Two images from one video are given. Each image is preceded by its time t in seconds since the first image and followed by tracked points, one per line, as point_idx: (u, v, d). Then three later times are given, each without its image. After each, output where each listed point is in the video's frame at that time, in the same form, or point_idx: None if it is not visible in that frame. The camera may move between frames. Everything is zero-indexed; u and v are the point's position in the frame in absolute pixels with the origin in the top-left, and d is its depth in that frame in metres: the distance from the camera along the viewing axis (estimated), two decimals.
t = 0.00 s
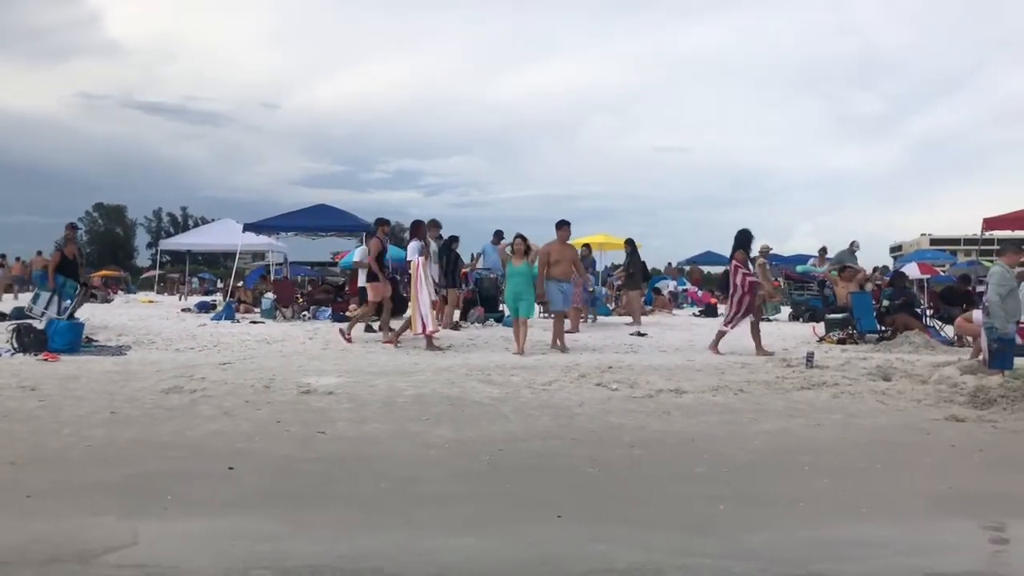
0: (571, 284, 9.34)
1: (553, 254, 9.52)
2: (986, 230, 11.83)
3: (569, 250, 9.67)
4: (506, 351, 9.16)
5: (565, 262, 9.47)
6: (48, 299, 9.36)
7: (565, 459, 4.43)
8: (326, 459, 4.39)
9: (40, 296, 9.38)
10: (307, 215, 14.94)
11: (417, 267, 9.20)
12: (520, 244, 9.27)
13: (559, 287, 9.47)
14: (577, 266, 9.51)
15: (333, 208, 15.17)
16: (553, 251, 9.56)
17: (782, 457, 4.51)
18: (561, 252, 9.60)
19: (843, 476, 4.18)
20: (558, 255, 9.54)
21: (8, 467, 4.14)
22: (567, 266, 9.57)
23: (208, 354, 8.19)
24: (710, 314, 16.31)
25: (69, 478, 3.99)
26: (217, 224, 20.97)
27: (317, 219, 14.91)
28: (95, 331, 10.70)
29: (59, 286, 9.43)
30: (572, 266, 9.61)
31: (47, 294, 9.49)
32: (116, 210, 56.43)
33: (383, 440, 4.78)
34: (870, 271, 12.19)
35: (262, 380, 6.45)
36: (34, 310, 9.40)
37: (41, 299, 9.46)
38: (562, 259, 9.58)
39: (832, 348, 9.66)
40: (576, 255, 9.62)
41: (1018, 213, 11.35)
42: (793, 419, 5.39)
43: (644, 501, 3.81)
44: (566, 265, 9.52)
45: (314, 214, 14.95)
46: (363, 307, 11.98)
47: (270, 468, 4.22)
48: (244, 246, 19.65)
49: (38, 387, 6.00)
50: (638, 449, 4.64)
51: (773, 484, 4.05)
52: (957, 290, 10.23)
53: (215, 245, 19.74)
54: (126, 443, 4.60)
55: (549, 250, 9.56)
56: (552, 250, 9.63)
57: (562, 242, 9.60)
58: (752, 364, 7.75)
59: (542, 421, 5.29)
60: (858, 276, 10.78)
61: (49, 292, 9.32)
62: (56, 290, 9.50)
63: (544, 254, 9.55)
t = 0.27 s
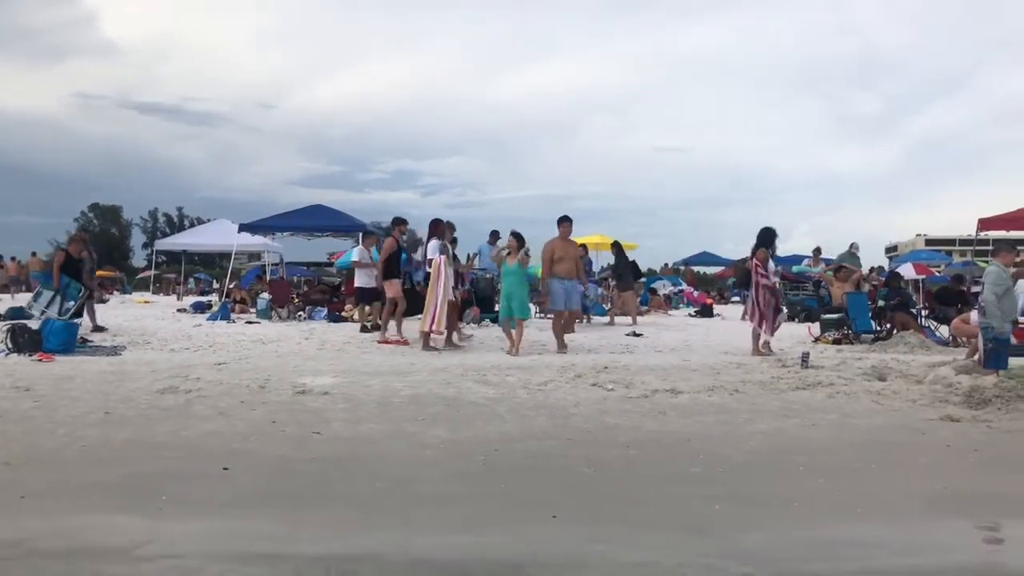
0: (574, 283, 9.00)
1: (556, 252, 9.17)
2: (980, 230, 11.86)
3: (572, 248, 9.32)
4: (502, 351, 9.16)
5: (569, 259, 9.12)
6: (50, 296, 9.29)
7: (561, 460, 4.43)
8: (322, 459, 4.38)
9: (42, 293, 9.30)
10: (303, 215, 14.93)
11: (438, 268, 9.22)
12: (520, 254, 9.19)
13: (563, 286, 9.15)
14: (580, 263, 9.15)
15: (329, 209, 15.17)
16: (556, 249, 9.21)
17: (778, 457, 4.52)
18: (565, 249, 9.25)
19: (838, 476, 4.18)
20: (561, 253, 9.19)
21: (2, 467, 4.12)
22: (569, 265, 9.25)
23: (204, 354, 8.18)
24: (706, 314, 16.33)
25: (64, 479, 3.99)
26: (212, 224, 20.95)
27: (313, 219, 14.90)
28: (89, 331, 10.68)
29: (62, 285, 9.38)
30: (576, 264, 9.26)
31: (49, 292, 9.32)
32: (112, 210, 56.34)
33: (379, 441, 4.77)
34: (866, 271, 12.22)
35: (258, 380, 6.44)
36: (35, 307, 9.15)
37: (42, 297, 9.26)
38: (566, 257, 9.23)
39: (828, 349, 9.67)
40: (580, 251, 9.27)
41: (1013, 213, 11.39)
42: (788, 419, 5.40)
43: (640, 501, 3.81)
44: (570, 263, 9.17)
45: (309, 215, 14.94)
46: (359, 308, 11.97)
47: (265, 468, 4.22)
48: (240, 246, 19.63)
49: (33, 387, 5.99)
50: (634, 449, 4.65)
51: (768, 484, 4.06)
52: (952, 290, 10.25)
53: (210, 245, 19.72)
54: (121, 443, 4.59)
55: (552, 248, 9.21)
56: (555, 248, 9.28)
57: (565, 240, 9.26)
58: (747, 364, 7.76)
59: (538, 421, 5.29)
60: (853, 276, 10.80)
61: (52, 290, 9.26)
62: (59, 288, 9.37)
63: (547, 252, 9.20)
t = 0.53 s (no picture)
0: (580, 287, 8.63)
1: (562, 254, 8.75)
2: (976, 230, 11.87)
3: (577, 248, 8.90)
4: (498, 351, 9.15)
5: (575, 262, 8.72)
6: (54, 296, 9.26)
7: (556, 460, 4.42)
8: (316, 459, 4.37)
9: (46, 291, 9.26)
10: (299, 215, 14.91)
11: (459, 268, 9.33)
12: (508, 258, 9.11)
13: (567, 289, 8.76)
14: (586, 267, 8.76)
15: (325, 209, 15.15)
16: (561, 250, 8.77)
17: (773, 456, 4.52)
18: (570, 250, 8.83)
19: (833, 476, 4.18)
20: (567, 255, 8.77)
21: None
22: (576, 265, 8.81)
23: (199, 354, 8.16)
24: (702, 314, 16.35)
25: (58, 479, 3.97)
26: (208, 224, 20.93)
27: (309, 220, 14.88)
28: (84, 331, 10.65)
29: (68, 286, 9.36)
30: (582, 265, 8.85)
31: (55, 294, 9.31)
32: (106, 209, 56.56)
33: (374, 441, 4.76)
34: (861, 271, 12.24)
35: (253, 380, 6.43)
36: (41, 306, 9.12)
37: (48, 297, 9.22)
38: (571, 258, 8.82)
39: (823, 348, 9.68)
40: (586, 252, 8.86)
41: (1009, 213, 11.40)
42: (784, 418, 5.40)
43: (634, 501, 3.80)
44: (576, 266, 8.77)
45: (305, 215, 14.92)
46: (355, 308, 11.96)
47: (260, 468, 4.20)
48: (235, 245, 19.59)
49: (27, 387, 5.97)
50: (629, 449, 4.64)
51: (764, 484, 4.05)
52: (947, 290, 10.27)
53: (206, 245, 19.70)
54: (115, 444, 4.58)
55: (557, 249, 8.78)
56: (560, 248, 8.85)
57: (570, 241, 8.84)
58: (743, 364, 7.77)
59: (533, 421, 5.28)
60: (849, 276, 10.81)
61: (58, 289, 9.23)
62: (66, 290, 9.40)
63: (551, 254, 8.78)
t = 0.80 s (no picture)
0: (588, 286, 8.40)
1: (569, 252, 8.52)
2: (971, 230, 11.90)
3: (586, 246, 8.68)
4: (494, 351, 9.15)
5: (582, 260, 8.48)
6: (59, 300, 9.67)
7: (552, 460, 4.42)
8: (312, 459, 4.36)
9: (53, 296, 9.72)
10: (296, 216, 14.91)
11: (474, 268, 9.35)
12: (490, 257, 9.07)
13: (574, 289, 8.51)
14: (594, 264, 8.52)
15: (321, 209, 15.16)
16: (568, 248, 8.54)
17: (769, 456, 4.52)
18: (577, 248, 8.60)
19: (829, 476, 4.18)
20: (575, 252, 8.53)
21: None
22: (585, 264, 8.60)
23: (194, 354, 8.15)
24: (698, 314, 16.37)
25: (53, 479, 3.96)
26: (204, 224, 20.91)
27: (305, 220, 14.88)
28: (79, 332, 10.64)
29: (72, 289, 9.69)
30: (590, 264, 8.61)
31: (64, 293, 9.99)
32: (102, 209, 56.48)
33: (371, 441, 4.76)
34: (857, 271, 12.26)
35: (249, 381, 6.42)
36: (53, 307, 9.89)
37: (59, 297, 9.97)
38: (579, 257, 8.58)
39: (819, 348, 9.70)
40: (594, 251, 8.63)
41: (1003, 213, 11.43)
42: (780, 418, 5.41)
43: (630, 501, 3.80)
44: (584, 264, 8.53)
45: (302, 216, 14.91)
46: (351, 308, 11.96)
47: (255, 469, 4.20)
48: (231, 246, 19.57)
49: (22, 387, 5.95)
50: (626, 449, 4.64)
51: (760, 484, 4.05)
52: (943, 290, 10.30)
53: (202, 246, 19.68)
54: (111, 444, 4.57)
55: (564, 247, 8.55)
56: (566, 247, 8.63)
57: (578, 238, 8.63)
58: (739, 364, 7.78)
59: (529, 421, 5.28)
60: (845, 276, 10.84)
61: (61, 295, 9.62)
62: (72, 288, 9.98)
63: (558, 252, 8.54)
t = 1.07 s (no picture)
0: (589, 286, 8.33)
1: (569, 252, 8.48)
2: (967, 231, 11.91)
3: (589, 247, 8.61)
4: (491, 351, 9.14)
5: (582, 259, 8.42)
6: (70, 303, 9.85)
7: (549, 460, 4.42)
8: (309, 460, 4.36)
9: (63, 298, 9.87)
10: (292, 216, 14.89)
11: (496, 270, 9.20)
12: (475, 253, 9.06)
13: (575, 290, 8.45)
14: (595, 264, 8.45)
15: (318, 209, 15.14)
16: (569, 249, 8.52)
17: (765, 456, 4.52)
18: (579, 249, 8.55)
19: (825, 476, 4.18)
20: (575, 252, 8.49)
21: None
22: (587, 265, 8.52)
23: (190, 354, 8.13)
24: (694, 314, 16.38)
25: (48, 479, 3.95)
26: (200, 224, 20.87)
27: (302, 220, 14.86)
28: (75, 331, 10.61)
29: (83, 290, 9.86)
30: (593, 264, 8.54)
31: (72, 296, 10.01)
32: (98, 209, 56.35)
33: (367, 441, 4.75)
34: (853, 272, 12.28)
35: (245, 381, 6.41)
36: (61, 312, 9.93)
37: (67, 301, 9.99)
38: (579, 257, 8.52)
39: (816, 348, 9.71)
40: (597, 251, 8.56)
41: (1000, 213, 11.44)
42: (776, 418, 5.41)
43: (627, 501, 3.80)
44: (584, 264, 8.46)
45: (298, 216, 14.90)
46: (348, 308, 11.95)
47: (251, 469, 4.19)
48: (227, 246, 19.54)
49: (17, 387, 5.94)
50: (622, 449, 4.64)
51: (756, 483, 4.06)
52: (939, 290, 10.32)
53: (199, 245, 19.64)
54: (106, 444, 4.56)
55: (565, 247, 8.53)
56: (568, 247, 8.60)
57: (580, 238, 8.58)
58: (735, 364, 7.78)
59: (525, 421, 5.27)
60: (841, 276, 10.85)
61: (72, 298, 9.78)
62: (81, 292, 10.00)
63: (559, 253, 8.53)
